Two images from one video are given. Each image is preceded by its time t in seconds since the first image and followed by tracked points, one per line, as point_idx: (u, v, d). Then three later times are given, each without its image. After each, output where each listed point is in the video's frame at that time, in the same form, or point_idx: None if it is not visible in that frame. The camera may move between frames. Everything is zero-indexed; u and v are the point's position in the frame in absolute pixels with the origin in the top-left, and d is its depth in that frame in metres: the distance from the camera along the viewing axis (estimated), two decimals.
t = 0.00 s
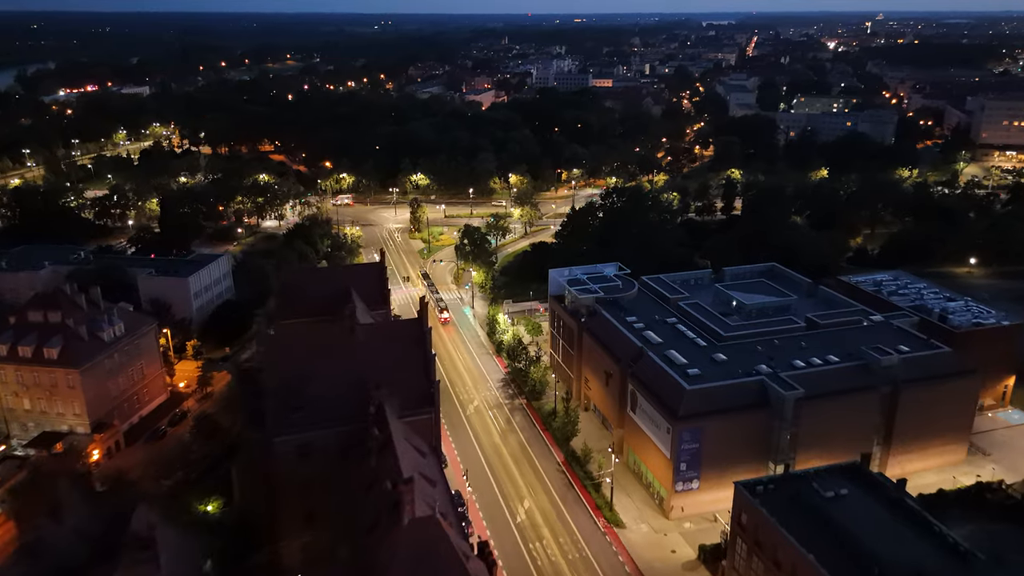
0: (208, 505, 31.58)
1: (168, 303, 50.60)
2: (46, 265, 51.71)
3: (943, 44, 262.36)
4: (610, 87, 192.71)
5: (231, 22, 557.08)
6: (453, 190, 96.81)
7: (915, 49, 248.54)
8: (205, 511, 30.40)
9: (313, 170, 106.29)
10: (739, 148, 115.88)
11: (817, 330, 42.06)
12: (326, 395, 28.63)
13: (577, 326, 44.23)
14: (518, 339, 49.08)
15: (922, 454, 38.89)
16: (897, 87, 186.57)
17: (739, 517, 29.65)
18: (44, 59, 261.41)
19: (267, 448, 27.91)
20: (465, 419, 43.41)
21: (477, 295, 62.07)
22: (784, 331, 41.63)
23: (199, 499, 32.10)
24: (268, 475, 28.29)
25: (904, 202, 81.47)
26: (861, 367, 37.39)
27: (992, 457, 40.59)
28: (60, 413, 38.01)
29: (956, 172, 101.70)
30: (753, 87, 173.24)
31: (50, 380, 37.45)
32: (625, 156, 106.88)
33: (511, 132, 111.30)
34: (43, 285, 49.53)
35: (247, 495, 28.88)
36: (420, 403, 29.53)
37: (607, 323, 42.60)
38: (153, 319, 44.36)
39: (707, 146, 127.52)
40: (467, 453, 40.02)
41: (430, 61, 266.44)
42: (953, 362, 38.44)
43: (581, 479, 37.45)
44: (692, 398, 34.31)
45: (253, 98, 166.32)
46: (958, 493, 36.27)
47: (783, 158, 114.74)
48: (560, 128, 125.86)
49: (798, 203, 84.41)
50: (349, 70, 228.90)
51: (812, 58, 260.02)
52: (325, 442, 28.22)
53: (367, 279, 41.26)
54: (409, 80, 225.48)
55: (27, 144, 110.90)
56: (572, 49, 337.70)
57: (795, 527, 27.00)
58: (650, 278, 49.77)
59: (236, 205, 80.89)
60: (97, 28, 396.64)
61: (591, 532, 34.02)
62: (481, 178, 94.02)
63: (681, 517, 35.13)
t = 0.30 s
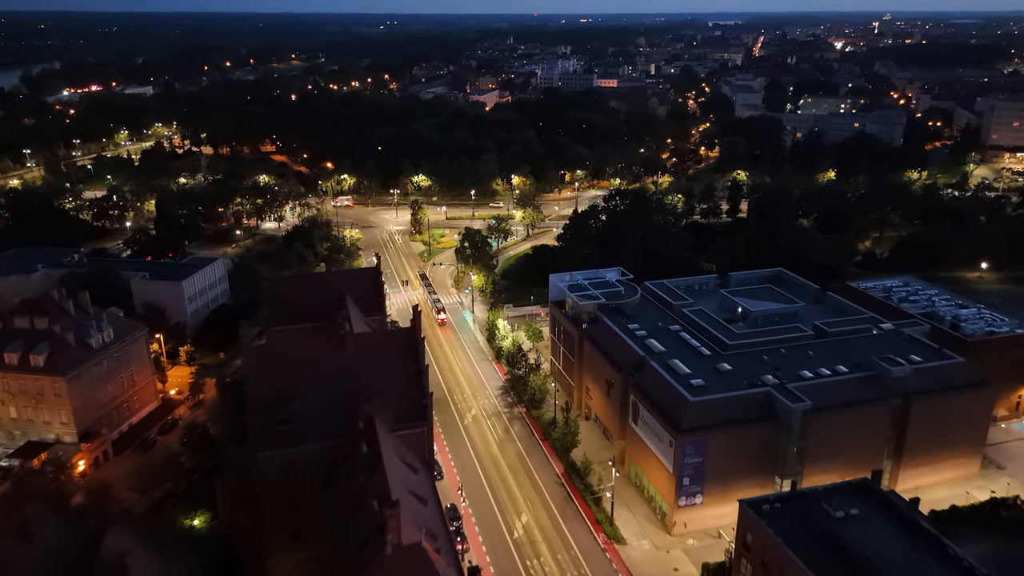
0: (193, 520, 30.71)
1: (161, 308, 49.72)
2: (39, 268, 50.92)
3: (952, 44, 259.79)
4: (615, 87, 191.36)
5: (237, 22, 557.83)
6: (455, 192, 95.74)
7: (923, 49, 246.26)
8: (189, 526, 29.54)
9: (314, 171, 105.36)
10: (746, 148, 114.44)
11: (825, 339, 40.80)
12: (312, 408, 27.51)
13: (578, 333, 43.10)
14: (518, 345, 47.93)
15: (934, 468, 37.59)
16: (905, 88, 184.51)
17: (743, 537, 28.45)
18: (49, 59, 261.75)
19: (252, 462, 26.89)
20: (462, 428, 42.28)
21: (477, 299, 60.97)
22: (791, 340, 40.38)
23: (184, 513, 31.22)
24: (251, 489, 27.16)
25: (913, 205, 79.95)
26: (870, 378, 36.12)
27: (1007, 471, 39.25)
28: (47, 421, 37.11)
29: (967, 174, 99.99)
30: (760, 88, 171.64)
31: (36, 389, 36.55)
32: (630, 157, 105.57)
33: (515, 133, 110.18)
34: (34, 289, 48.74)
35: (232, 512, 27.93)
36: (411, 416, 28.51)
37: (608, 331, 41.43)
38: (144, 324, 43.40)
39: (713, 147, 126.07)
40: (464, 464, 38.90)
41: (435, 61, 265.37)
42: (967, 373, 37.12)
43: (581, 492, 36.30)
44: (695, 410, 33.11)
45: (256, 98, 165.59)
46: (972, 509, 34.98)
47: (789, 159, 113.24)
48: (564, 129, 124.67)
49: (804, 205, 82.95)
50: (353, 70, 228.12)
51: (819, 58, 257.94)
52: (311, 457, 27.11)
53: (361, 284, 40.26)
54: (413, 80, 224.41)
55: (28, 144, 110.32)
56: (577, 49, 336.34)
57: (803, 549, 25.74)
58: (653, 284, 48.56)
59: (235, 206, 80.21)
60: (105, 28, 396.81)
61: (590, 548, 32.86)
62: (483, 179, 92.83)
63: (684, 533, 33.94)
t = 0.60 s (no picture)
0: (179, 534, 29.82)
1: (154, 312, 48.73)
2: (32, 271, 50.15)
3: (962, 44, 257.26)
4: (621, 87, 189.98)
5: (243, 22, 558.62)
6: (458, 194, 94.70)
7: (932, 49, 244.22)
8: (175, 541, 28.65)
9: (316, 172, 104.34)
10: (752, 149, 113.04)
11: (834, 348, 39.50)
12: (301, 421, 26.16)
13: (579, 340, 41.97)
14: (519, 352, 46.78)
15: (948, 482, 36.25)
16: (914, 89, 182.46)
17: (749, 559, 27.28)
18: (56, 59, 262.16)
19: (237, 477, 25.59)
20: (460, 438, 41.20)
21: (477, 304, 59.87)
22: (799, 349, 39.09)
23: (170, 527, 30.28)
24: (235, 505, 25.81)
25: (923, 208, 78.45)
26: (881, 391, 34.85)
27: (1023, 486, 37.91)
28: (34, 430, 36.22)
29: (977, 176, 98.34)
30: (767, 88, 169.99)
31: (22, 397, 35.64)
32: (635, 158, 104.30)
33: (518, 134, 109.05)
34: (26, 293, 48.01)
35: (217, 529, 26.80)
36: (403, 430, 27.38)
37: (610, 338, 40.28)
38: (134, 330, 42.42)
39: (719, 148, 124.68)
40: (461, 476, 37.84)
41: (440, 61, 264.44)
42: (982, 385, 35.75)
43: (581, 506, 35.17)
44: (699, 423, 31.94)
45: (259, 98, 164.87)
46: (987, 527, 33.64)
47: (796, 160, 111.74)
48: (568, 130, 123.48)
49: (812, 208, 81.60)
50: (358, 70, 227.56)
51: (826, 58, 255.87)
52: (299, 473, 25.80)
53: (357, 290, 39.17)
54: (417, 80, 223.60)
55: (29, 144, 109.68)
56: (583, 49, 335.06)
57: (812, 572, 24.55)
58: (657, 290, 47.36)
59: (234, 208, 79.37)
60: (112, 28, 397.45)
61: (590, 565, 31.70)
62: (486, 181, 91.71)
63: (688, 550, 32.79)
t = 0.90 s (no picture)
0: (165, 549, 28.94)
1: (149, 317, 47.94)
2: (25, 275, 49.38)
3: (972, 44, 254.50)
4: (627, 87, 188.62)
5: (249, 21, 559.22)
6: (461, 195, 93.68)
7: (942, 49, 241.71)
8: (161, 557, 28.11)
9: (318, 173, 103.43)
10: (759, 150, 111.63)
11: (844, 357, 38.21)
12: (288, 435, 25.24)
13: (581, 348, 40.83)
14: (519, 359, 45.66)
15: (962, 498, 34.99)
16: (923, 89, 180.44)
17: None
18: (62, 58, 262.46)
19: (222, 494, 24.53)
20: (458, 449, 40.18)
21: (478, 308, 58.82)
22: (808, 358, 37.87)
23: (155, 542, 29.37)
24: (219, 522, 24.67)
25: (934, 211, 76.96)
26: (894, 402, 33.52)
27: None
28: (20, 439, 35.24)
29: (989, 179, 96.59)
30: (775, 88, 168.30)
31: (9, 405, 34.63)
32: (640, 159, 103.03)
33: (522, 135, 108.00)
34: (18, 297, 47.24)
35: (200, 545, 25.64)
36: (394, 445, 26.34)
37: (613, 346, 39.12)
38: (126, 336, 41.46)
39: (726, 149, 123.25)
40: (457, 488, 36.79)
41: (445, 61, 263.48)
42: (999, 398, 34.38)
43: (581, 521, 34.03)
44: (704, 437, 30.67)
45: (263, 98, 164.13)
46: (1003, 545, 32.42)
47: (804, 162, 110.03)
48: (573, 130, 122.33)
49: (821, 210, 80.04)
50: (363, 70, 226.85)
51: (835, 58, 253.74)
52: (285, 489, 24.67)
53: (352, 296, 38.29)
54: (422, 80, 222.54)
55: (31, 145, 109.12)
56: (590, 49, 333.52)
57: None
58: (662, 296, 46.15)
59: (234, 209, 78.53)
60: (119, 28, 398.25)
61: None
62: (489, 182, 90.73)
63: (691, 569, 31.58)
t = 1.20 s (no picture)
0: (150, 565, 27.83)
1: (143, 321, 46.99)
2: (17, 278, 48.54)
3: (982, 44, 252.00)
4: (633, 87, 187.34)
5: (256, 20, 560.12)
6: (464, 197, 92.64)
7: (952, 48, 239.49)
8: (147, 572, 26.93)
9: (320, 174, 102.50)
10: (767, 151, 110.22)
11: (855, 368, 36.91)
12: (274, 451, 24.18)
13: (582, 356, 39.68)
14: (520, 366, 44.48)
15: (978, 516, 33.67)
16: (932, 90, 178.51)
17: None
18: (69, 58, 262.90)
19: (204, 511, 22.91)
20: (455, 460, 39.05)
21: (479, 312, 57.72)
22: (817, 369, 36.60)
23: (139, 559, 28.33)
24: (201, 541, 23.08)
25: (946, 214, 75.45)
26: (907, 416, 32.21)
27: None
28: (6, 449, 34.32)
29: (1002, 181, 94.95)
30: (782, 89, 166.68)
31: None
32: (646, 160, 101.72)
33: (527, 135, 106.93)
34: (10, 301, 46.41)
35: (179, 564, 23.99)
36: (385, 462, 25.23)
37: (615, 355, 37.95)
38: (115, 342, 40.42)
39: (733, 150, 121.79)
40: (454, 501, 35.70)
41: (450, 61, 262.57)
42: (1017, 412, 33.02)
43: (581, 537, 32.87)
44: (709, 452, 29.46)
45: (267, 97, 163.73)
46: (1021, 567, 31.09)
47: (812, 163, 108.66)
48: (578, 131, 121.12)
49: (829, 212, 78.69)
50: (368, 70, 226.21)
51: (843, 58, 251.69)
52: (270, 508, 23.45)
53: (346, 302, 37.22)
54: (427, 79, 221.86)
55: (33, 145, 108.88)
56: (596, 49, 332.14)
57: None
58: (667, 302, 44.87)
59: (234, 210, 77.54)
60: (127, 28, 399.00)
61: None
62: (492, 184, 90.43)
63: None
